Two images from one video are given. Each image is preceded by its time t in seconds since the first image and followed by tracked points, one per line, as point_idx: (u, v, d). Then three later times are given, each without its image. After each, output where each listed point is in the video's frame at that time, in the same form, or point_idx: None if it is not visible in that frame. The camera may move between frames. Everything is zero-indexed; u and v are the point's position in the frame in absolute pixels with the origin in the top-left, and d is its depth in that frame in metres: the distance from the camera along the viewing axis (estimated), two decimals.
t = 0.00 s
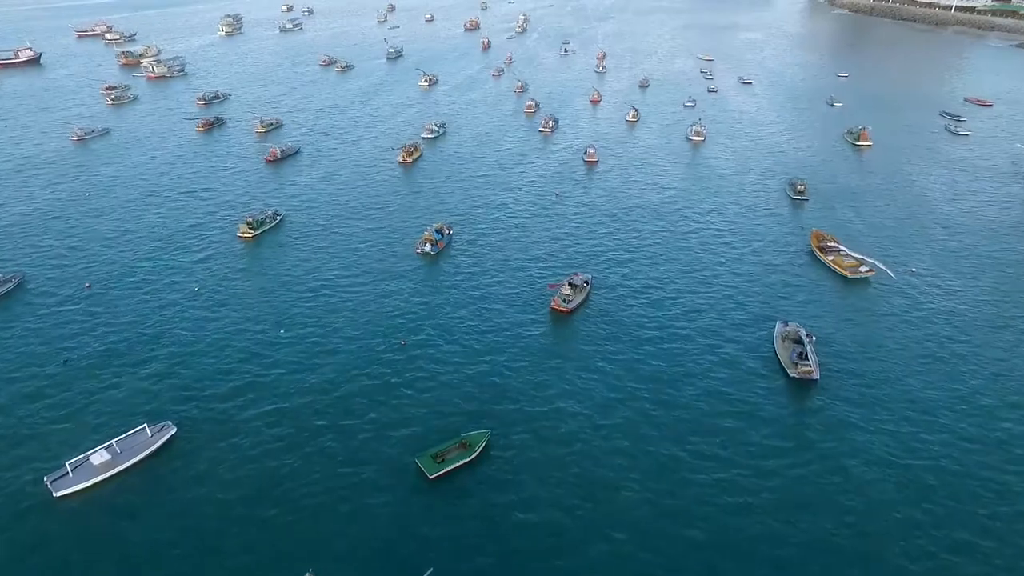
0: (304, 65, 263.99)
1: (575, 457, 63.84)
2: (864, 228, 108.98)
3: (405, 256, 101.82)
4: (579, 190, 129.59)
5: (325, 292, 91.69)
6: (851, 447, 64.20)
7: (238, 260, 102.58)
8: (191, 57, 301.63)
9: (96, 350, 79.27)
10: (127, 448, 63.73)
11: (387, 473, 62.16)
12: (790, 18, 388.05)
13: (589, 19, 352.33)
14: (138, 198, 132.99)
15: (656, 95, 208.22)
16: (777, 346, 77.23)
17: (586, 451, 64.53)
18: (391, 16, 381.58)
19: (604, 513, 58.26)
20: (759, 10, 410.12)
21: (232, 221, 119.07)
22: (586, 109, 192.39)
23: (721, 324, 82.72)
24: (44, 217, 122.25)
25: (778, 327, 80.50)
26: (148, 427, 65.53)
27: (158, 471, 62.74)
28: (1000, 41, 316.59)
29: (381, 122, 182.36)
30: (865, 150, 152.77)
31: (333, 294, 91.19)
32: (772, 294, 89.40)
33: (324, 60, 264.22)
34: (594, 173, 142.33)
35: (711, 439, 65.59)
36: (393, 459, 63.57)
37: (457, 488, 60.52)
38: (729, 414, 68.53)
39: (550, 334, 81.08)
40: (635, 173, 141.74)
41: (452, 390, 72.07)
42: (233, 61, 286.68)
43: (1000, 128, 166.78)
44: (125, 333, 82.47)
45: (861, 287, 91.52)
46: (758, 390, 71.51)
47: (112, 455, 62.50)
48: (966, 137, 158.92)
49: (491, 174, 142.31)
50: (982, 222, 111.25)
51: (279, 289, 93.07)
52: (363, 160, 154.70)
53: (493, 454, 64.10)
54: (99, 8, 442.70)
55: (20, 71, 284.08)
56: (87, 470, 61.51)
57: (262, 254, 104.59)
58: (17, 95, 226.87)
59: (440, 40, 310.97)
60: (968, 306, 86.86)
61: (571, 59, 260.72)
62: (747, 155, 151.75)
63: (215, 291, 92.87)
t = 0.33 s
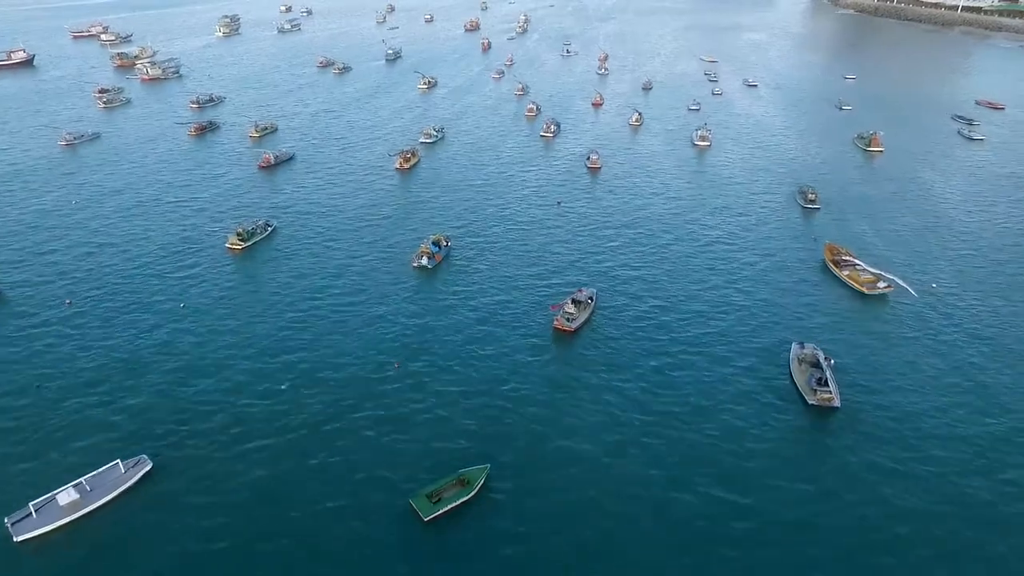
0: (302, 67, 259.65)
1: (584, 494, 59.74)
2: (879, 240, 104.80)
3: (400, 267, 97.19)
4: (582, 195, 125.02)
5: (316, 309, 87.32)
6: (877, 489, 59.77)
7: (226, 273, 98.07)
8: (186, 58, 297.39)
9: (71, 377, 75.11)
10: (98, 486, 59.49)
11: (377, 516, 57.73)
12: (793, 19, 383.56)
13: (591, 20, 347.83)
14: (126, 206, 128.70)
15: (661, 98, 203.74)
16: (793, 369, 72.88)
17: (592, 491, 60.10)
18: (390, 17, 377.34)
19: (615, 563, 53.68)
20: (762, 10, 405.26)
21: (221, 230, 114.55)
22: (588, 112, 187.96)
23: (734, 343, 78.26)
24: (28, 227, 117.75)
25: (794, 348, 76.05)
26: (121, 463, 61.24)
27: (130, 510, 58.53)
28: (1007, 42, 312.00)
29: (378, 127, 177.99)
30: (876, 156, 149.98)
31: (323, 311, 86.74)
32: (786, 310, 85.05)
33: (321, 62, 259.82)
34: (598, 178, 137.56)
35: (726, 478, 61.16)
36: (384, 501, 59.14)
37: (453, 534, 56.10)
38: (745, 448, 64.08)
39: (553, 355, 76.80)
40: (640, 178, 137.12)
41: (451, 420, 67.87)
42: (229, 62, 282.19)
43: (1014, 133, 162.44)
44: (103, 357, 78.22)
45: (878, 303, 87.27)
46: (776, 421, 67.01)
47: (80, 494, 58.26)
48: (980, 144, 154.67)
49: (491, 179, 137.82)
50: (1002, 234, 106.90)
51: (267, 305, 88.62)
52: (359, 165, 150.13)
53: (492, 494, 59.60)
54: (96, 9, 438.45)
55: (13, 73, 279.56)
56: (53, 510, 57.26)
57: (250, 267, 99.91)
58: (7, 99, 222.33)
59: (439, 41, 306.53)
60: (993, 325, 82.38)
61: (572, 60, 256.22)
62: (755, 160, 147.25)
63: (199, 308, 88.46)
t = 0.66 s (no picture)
0: (299, 69, 255.67)
1: (594, 534, 55.83)
2: (895, 253, 100.84)
3: (396, 283, 93.12)
4: (585, 203, 120.74)
5: (307, 329, 83.29)
6: (902, 534, 55.76)
7: (213, 288, 94.00)
8: (183, 60, 293.34)
9: (45, 404, 71.25)
10: (63, 529, 55.75)
11: (367, 564, 53.71)
12: (797, 19, 379.31)
13: (592, 21, 343.70)
14: (113, 214, 124.69)
15: (664, 101, 199.67)
16: (811, 396, 68.88)
17: (598, 535, 55.89)
18: (389, 18, 373.41)
19: None
20: (766, 11, 400.54)
21: (209, 241, 110.39)
22: (590, 115, 183.88)
23: (747, 367, 74.24)
24: (11, 239, 113.76)
25: (811, 374, 71.94)
26: (90, 503, 57.43)
27: (99, 556, 54.74)
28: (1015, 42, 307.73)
29: (376, 131, 173.98)
30: (888, 163, 146.24)
31: (314, 331, 82.66)
32: (801, 330, 81.02)
33: (318, 63, 255.66)
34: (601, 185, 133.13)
35: (742, 520, 57.05)
36: (375, 546, 55.08)
37: None
38: (760, 486, 60.05)
39: (557, 380, 72.85)
40: (644, 184, 133.02)
41: (451, 452, 63.98)
42: (226, 64, 278.26)
43: None
44: (80, 383, 74.32)
45: (898, 322, 83.32)
46: (794, 454, 62.92)
47: (43, 540, 54.60)
48: (993, 152, 150.77)
49: (490, 186, 133.77)
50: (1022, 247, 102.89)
51: (255, 325, 84.62)
52: (355, 172, 145.93)
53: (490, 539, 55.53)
54: (94, 10, 434.33)
55: (7, 74, 275.68)
56: (14, 558, 53.66)
57: (239, 282, 95.79)
58: None
59: (439, 42, 302.47)
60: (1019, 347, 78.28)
61: (573, 62, 252.00)
62: (762, 166, 143.17)
63: (184, 327, 84.49)
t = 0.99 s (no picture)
0: (296, 71, 251.48)
1: None
2: (913, 267, 96.60)
3: (389, 300, 88.64)
4: (587, 212, 116.09)
5: (295, 351, 78.97)
6: None
7: (197, 305, 89.44)
8: (178, 62, 289.12)
9: (12, 438, 66.95)
10: None
11: None
12: (801, 19, 374.68)
13: (594, 22, 339.35)
14: (97, 223, 120.22)
15: (668, 104, 195.42)
16: (831, 425, 64.64)
17: None
18: (387, 19, 369.25)
19: None
20: (769, 12, 395.44)
21: (195, 252, 105.87)
22: (592, 119, 179.61)
23: (761, 395, 69.94)
24: None
25: (831, 400, 67.67)
26: (53, 550, 53.35)
27: None
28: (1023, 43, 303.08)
29: (373, 136, 169.81)
30: (900, 169, 141.71)
31: (303, 353, 78.31)
32: (817, 353, 76.61)
33: (315, 66, 251.07)
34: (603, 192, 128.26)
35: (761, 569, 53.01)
36: None
37: None
38: (780, 530, 55.97)
39: (561, 410, 68.58)
40: (648, 190, 128.65)
41: (449, 495, 59.78)
42: (222, 66, 274.13)
43: None
44: (51, 414, 70.09)
45: (918, 342, 79.06)
46: (813, 494, 58.89)
47: None
48: (1007, 158, 146.59)
49: (490, 192, 129.50)
50: None
51: (240, 345, 80.18)
52: (349, 178, 141.26)
53: None
54: (91, 10, 430.22)
55: None
56: None
57: (225, 298, 91.23)
58: None
59: (438, 44, 298.20)
60: None
61: (575, 65, 247.27)
62: (770, 173, 138.93)
63: (164, 348, 80.06)
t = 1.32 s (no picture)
0: (292, 74, 247.44)
1: None
2: (930, 282, 92.56)
3: (384, 317, 84.46)
4: (590, 222, 111.93)
5: (284, 374, 74.85)
6: None
7: (183, 322, 85.29)
8: (174, 64, 284.89)
9: None
10: None
11: None
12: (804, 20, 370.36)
13: (595, 24, 335.20)
14: (82, 233, 116.18)
15: (671, 107, 191.28)
16: (853, 460, 60.72)
17: None
18: (386, 20, 365.07)
19: None
20: (772, 13, 390.74)
21: (183, 263, 101.83)
22: (593, 123, 175.48)
23: (777, 426, 65.95)
24: None
25: (852, 432, 63.74)
26: None
27: None
28: None
29: (370, 140, 165.74)
30: (912, 176, 137.54)
31: (293, 375, 74.41)
32: (835, 378, 72.60)
33: (311, 68, 246.98)
34: (606, 200, 123.74)
35: None
36: None
37: None
38: None
39: (566, 441, 64.66)
40: (653, 197, 124.54)
41: (449, 534, 55.75)
42: (218, 68, 270.14)
43: None
44: (24, 446, 66.02)
45: (940, 365, 75.08)
46: (836, 537, 54.93)
47: None
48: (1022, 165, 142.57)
49: (489, 199, 125.28)
50: None
51: (227, 367, 76.29)
52: (345, 185, 137.10)
53: None
54: (88, 11, 426.30)
55: None
56: None
57: (211, 313, 87.04)
58: None
59: (437, 45, 294.07)
60: None
61: (576, 67, 243.02)
62: (778, 180, 134.91)
63: (146, 370, 76.11)
